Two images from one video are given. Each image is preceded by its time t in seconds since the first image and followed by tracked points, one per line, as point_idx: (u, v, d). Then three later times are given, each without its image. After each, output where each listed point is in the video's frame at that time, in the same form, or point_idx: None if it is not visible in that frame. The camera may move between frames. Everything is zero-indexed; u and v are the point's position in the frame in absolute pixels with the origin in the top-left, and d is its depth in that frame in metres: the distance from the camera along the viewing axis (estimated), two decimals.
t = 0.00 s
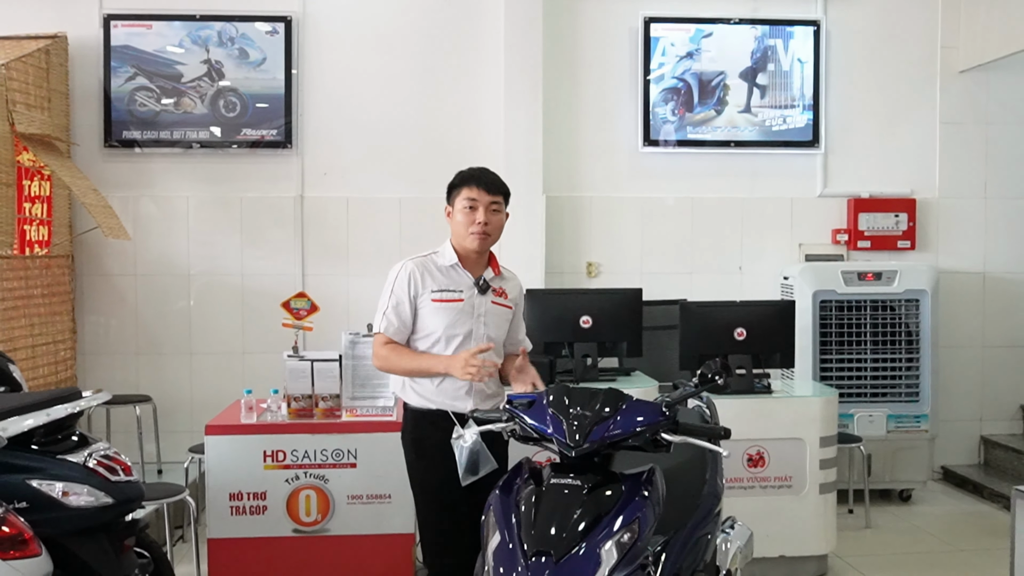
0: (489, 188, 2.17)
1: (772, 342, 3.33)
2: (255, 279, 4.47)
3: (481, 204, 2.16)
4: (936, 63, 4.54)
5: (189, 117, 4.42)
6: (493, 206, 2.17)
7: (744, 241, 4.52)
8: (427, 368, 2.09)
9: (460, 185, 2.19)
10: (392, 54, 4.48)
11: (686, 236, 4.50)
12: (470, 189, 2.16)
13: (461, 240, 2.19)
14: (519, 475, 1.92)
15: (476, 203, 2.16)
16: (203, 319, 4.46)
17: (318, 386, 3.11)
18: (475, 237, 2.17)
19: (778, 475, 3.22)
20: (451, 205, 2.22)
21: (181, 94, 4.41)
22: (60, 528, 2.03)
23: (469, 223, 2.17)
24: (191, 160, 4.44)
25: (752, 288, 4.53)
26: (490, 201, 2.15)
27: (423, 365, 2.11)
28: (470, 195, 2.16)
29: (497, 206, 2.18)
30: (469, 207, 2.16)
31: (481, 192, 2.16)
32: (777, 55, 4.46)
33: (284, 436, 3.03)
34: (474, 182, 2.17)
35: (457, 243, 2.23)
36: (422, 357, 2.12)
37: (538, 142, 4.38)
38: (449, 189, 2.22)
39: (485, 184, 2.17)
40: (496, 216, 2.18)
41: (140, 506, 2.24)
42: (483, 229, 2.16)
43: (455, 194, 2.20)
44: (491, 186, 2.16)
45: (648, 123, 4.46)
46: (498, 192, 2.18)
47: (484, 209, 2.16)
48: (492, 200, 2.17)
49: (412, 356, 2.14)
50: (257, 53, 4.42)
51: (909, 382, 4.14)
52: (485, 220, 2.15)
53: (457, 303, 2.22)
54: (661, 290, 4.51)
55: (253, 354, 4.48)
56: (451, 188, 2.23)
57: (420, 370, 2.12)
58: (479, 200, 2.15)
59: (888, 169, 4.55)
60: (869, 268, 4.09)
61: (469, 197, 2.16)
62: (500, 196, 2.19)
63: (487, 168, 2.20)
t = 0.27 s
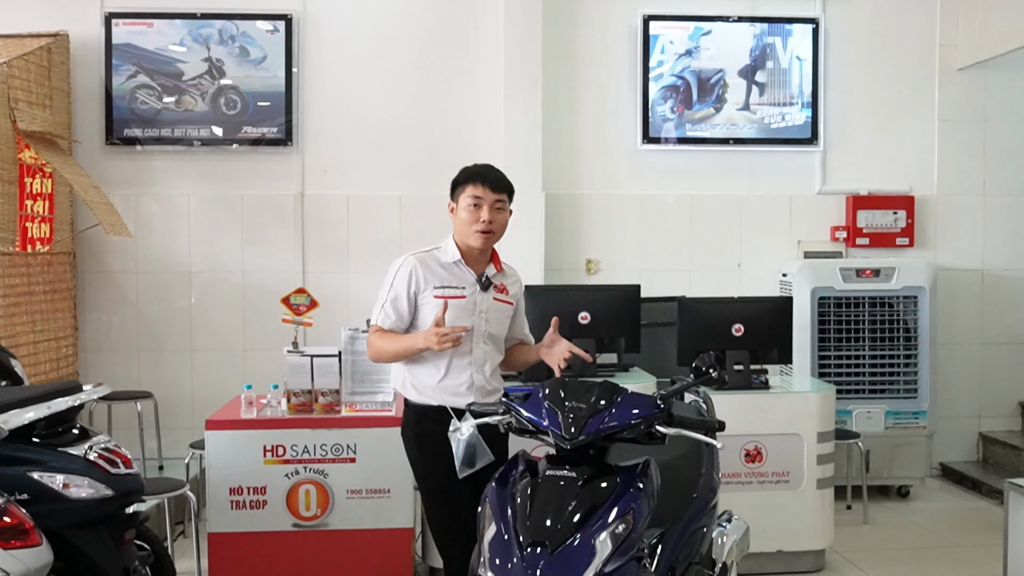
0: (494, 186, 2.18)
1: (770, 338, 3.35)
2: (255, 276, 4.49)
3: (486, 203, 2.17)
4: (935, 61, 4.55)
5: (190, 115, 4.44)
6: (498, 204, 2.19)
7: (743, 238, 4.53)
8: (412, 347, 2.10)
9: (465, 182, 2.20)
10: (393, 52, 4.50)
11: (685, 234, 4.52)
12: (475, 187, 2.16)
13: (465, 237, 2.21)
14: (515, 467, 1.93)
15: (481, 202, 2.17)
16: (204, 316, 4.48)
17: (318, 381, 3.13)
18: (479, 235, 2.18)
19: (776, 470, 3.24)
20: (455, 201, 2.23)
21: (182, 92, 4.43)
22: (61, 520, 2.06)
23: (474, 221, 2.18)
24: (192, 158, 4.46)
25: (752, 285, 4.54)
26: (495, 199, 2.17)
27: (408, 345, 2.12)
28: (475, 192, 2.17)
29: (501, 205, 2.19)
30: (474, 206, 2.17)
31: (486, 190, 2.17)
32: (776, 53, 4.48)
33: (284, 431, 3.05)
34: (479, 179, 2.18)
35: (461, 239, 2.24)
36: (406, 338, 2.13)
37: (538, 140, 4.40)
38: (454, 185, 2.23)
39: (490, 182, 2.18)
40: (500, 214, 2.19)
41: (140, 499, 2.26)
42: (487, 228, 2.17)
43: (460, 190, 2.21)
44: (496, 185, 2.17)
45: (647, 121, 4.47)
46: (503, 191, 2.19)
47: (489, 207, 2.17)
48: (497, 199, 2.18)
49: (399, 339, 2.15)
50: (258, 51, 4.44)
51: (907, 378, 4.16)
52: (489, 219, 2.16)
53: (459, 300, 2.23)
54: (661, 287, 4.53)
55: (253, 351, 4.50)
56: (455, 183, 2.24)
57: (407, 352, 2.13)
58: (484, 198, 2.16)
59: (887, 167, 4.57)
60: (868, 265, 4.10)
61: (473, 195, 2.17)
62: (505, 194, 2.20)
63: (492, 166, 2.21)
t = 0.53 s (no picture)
0: (500, 183, 2.17)
1: (769, 333, 3.35)
2: (256, 272, 4.50)
3: (492, 200, 2.17)
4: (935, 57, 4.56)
5: (191, 111, 4.44)
6: (504, 202, 2.19)
7: (743, 234, 4.53)
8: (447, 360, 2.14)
9: (472, 177, 2.19)
10: (393, 48, 4.50)
11: (685, 229, 4.52)
12: (481, 184, 2.16)
13: (470, 234, 2.21)
14: (512, 459, 1.93)
15: (487, 199, 2.17)
16: (205, 311, 4.49)
17: (318, 375, 3.12)
18: (485, 232, 2.18)
19: (775, 465, 3.24)
20: (460, 196, 2.23)
21: (183, 88, 4.44)
22: (60, 511, 2.08)
23: (479, 219, 2.18)
24: (193, 153, 4.47)
25: (751, 281, 4.55)
26: (502, 197, 2.17)
27: (443, 359, 2.16)
28: (481, 190, 2.16)
29: (508, 202, 2.19)
30: (480, 203, 2.17)
31: (492, 188, 2.17)
32: (776, 49, 4.48)
33: (284, 425, 3.06)
34: (485, 175, 2.18)
35: (466, 235, 2.25)
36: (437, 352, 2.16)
37: (538, 136, 4.40)
38: (459, 180, 2.22)
39: (496, 179, 2.17)
40: (506, 211, 2.19)
41: (140, 490, 2.27)
42: (492, 225, 2.18)
43: (465, 187, 2.20)
44: (503, 182, 2.17)
45: (647, 117, 4.47)
46: (510, 188, 2.18)
47: (496, 204, 2.17)
48: (503, 196, 2.18)
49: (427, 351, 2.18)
50: (258, 47, 4.44)
51: (907, 374, 4.16)
52: (495, 217, 2.16)
53: (468, 296, 2.24)
54: (661, 283, 4.53)
55: (254, 347, 4.51)
56: (460, 178, 2.24)
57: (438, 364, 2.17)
58: (490, 195, 2.16)
59: (887, 163, 4.57)
60: (868, 261, 4.10)
61: (479, 192, 2.16)
62: (511, 191, 2.20)
63: (498, 162, 2.20)
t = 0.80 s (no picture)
0: (505, 174, 2.17)
1: (769, 329, 3.36)
2: (256, 268, 4.51)
3: (498, 191, 2.18)
4: (936, 53, 4.55)
5: (192, 107, 4.45)
6: (511, 192, 2.19)
7: (743, 230, 4.53)
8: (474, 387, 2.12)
9: (476, 170, 2.20)
10: (393, 45, 4.50)
11: (686, 225, 4.52)
12: (486, 176, 2.17)
13: (479, 229, 2.21)
14: (512, 453, 1.94)
15: (493, 191, 2.18)
16: (206, 308, 4.49)
17: (318, 370, 3.12)
18: (495, 224, 2.17)
19: (775, 460, 3.25)
20: (467, 191, 2.24)
21: (183, 84, 4.44)
22: (61, 504, 2.09)
23: (488, 211, 2.18)
24: (194, 150, 4.47)
25: (752, 277, 4.55)
26: (507, 186, 2.17)
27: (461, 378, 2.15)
28: (486, 182, 2.18)
29: (514, 192, 2.19)
30: (486, 195, 2.18)
31: (497, 179, 2.17)
32: (777, 45, 4.48)
33: (285, 420, 3.07)
34: (490, 168, 2.18)
35: (476, 231, 2.24)
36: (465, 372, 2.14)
37: (538, 132, 4.40)
38: (464, 177, 2.24)
39: (502, 170, 2.18)
40: (514, 202, 2.19)
41: (140, 484, 2.28)
42: (502, 216, 2.17)
43: (471, 181, 2.22)
44: (508, 172, 2.17)
45: (648, 113, 4.47)
46: (515, 177, 2.19)
47: (502, 195, 2.18)
48: (509, 186, 2.18)
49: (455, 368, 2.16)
50: (259, 43, 4.45)
51: (908, 370, 4.16)
52: (503, 207, 2.16)
53: (483, 296, 2.26)
54: (661, 279, 4.53)
55: (255, 343, 4.52)
56: (465, 176, 2.25)
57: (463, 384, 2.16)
58: (496, 186, 2.17)
59: (887, 159, 4.57)
60: (868, 257, 4.10)
61: (485, 184, 2.18)
62: (518, 181, 2.20)
63: (501, 153, 2.21)
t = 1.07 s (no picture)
0: (512, 171, 2.13)
1: (767, 324, 3.36)
2: (256, 263, 4.51)
3: (504, 188, 2.14)
4: (935, 49, 4.55)
5: (191, 103, 4.45)
6: (517, 189, 2.15)
7: (743, 226, 4.53)
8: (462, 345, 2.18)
9: (482, 165, 2.16)
10: (392, 40, 4.50)
11: (685, 220, 4.52)
12: (492, 173, 2.13)
13: (486, 225, 2.19)
14: (509, 446, 1.93)
15: (499, 187, 2.14)
16: (206, 303, 4.50)
17: (317, 365, 3.13)
18: (501, 222, 2.16)
19: (773, 455, 3.25)
20: (473, 185, 2.21)
21: (183, 80, 4.44)
22: (59, 497, 2.09)
23: (494, 208, 2.16)
24: (193, 145, 4.47)
25: (751, 272, 4.55)
26: (514, 183, 2.13)
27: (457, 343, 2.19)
28: (492, 178, 2.14)
29: (522, 188, 2.16)
30: (493, 192, 2.15)
31: (504, 176, 2.13)
32: (776, 40, 4.48)
33: (284, 415, 3.07)
34: (496, 163, 2.14)
35: (482, 226, 2.22)
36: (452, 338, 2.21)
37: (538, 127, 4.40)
38: (470, 170, 2.20)
39: (509, 166, 2.13)
40: (521, 198, 2.16)
41: (138, 477, 2.29)
42: (508, 214, 2.15)
43: (477, 176, 2.18)
44: (514, 169, 2.13)
45: (647, 108, 4.47)
46: (522, 173, 2.15)
47: (508, 192, 2.14)
48: (516, 183, 2.14)
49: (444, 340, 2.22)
50: (258, 38, 4.45)
51: (906, 365, 4.17)
52: (510, 205, 2.14)
53: (485, 291, 2.25)
54: (661, 275, 4.53)
55: (254, 338, 4.52)
56: (471, 168, 2.21)
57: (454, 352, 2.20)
58: (503, 183, 2.13)
59: (887, 155, 4.57)
60: (867, 252, 4.10)
61: (491, 181, 2.14)
62: (525, 176, 2.16)
63: (508, 147, 2.16)
